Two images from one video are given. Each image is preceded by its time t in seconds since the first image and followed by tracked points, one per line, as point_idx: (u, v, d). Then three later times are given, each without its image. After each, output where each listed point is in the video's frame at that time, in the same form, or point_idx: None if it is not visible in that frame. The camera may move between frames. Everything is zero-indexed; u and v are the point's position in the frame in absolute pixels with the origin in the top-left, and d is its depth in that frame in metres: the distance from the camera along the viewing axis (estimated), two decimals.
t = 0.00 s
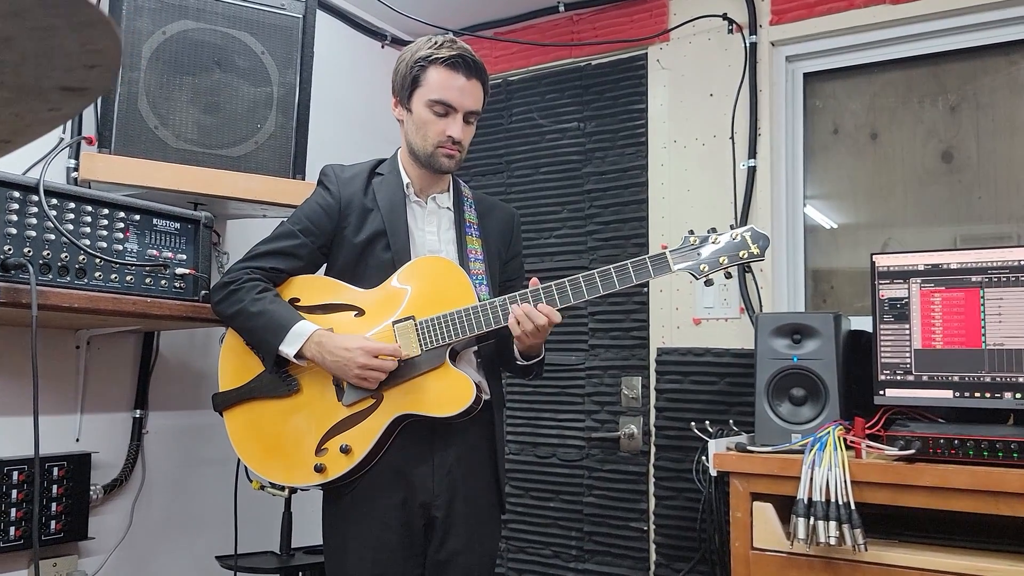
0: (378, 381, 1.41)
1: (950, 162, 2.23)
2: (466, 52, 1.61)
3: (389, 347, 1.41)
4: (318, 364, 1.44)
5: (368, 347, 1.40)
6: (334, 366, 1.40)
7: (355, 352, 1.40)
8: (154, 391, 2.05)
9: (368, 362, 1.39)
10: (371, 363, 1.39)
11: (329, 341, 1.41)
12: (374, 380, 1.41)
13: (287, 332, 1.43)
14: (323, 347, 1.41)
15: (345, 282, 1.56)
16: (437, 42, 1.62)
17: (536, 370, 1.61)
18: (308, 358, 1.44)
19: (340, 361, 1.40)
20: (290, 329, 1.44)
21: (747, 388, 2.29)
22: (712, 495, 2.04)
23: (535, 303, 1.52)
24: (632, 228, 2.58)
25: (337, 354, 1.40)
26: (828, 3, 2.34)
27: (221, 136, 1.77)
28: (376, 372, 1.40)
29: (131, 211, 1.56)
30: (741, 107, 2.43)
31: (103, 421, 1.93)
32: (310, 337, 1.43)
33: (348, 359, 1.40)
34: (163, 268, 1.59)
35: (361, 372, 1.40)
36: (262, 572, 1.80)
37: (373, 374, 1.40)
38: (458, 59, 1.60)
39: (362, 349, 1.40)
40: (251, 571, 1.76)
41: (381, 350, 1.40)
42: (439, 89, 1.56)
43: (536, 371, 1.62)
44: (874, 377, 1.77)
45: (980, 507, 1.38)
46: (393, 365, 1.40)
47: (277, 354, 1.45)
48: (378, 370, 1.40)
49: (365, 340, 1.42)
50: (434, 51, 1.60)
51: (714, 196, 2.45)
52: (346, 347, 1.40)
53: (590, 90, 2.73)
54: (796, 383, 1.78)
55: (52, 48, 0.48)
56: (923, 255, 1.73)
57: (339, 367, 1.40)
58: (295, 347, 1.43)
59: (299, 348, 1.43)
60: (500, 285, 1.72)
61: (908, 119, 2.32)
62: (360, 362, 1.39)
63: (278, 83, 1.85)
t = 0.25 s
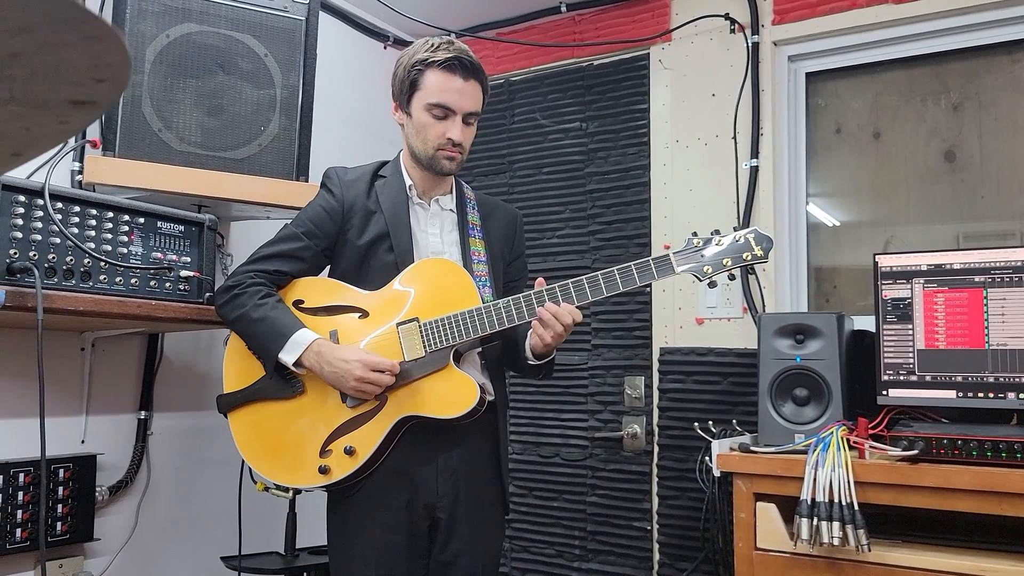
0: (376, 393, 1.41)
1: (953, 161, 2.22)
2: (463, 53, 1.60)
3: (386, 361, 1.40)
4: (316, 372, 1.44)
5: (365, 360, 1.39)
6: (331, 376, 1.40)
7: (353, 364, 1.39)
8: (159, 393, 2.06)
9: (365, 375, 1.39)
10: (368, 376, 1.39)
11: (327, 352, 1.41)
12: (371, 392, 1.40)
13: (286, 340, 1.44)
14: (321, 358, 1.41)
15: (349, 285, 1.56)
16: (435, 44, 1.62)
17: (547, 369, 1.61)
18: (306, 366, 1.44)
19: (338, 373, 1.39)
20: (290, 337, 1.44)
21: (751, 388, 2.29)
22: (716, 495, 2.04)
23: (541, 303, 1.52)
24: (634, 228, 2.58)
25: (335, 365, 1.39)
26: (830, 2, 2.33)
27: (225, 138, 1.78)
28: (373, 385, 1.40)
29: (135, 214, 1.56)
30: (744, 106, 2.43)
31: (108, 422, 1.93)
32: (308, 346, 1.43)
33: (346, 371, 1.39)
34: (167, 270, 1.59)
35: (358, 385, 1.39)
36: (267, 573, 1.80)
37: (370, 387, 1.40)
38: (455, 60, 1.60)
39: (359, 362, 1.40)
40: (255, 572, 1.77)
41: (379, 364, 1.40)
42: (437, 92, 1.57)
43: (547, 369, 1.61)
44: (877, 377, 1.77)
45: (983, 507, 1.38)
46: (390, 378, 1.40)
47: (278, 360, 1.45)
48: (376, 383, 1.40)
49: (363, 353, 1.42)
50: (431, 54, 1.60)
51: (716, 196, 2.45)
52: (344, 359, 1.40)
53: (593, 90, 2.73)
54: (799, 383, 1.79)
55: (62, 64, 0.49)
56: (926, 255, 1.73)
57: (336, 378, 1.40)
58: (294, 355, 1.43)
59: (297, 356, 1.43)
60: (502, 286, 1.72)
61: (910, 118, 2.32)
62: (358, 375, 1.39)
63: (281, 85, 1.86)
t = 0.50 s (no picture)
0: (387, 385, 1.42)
1: (956, 160, 2.22)
2: (463, 54, 1.60)
3: (396, 350, 1.41)
4: (326, 368, 1.44)
5: (375, 351, 1.41)
6: (342, 369, 1.41)
7: (362, 356, 1.40)
8: (164, 394, 2.06)
9: (376, 365, 1.40)
10: (380, 366, 1.40)
11: (337, 344, 1.42)
12: (382, 384, 1.41)
13: (295, 337, 1.44)
14: (331, 351, 1.42)
15: (353, 286, 1.56)
16: (435, 46, 1.62)
17: (548, 370, 1.61)
18: (315, 362, 1.45)
19: (349, 365, 1.40)
20: (298, 333, 1.44)
21: (754, 388, 2.29)
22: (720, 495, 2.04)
23: (547, 303, 1.52)
24: (638, 227, 2.58)
25: (345, 358, 1.40)
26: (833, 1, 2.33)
27: (228, 140, 1.78)
28: (385, 376, 1.41)
29: (140, 216, 1.56)
30: (746, 105, 2.43)
31: (113, 424, 1.94)
32: (317, 341, 1.44)
33: (357, 362, 1.40)
34: (172, 272, 1.60)
35: (370, 375, 1.40)
36: (273, 573, 1.80)
37: (381, 378, 1.40)
38: (456, 62, 1.59)
39: (370, 353, 1.41)
40: (261, 573, 1.77)
41: (389, 354, 1.41)
42: (438, 95, 1.56)
43: (548, 372, 1.62)
44: (881, 377, 1.77)
45: (988, 507, 1.38)
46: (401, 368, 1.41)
47: (286, 358, 1.45)
48: (387, 373, 1.41)
49: (374, 345, 1.43)
50: (431, 56, 1.60)
51: (720, 195, 2.45)
52: (354, 351, 1.41)
53: (595, 90, 2.73)
54: (802, 383, 1.79)
55: (78, 80, 0.49)
56: (930, 255, 1.73)
57: (348, 371, 1.41)
58: (304, 351, 1.44)
59: (307, 352, 1.44)
60: (506, 287, 1.72)
61: (913, 117, 2.31)
62: (370, 365, 1.40)
63: (284, 86, 1.86)
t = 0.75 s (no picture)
0: (390, 376, 1.43)
1: (958, 153, 2.22)
2: (463, 50, 1.60)
3: (398, 342, 1.42)
4: (328, 362, 1.45)
5: (377, 344, 1.41)
6: (345, 363, 1.41)
7: (364, 349, 1.40)
8: (166, 392, 2.06)
9: (378, 358, 1.40)
10: (382, 359, 1.40)
11: (338, 339, 1.42)
12: (386, 376, 1.42)
13: (296, 332, 1.44)
14: (332, 346, 1.42)
15: (355, 282, 1.56)
16: (435, 41, 1.61)
17: (547, 366, 1.61)
18: (317, 357, 1.45)
19: (351, 359, 1.40)
20: (300, 328, 1.44)
21: (757, 382, 2.29)
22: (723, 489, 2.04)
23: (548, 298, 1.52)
24: (639, 223, 2.58)
25: (347, 352, 1.40)
26: None
27: (229, 137, 1.78)
28: (387, 368, 1.41)
29: (142, 213, 1.57)
30: (747, 100, 2.42)
31: (117, 422, 1.94)
32: (318, 336, 1.44)
33: (359, 356, 1.40)
34: (174, 269, 1.60)
35: (373, 369, 1.41)
36: (276, 570, 1.81)
37: (384, 370, 1.41)
38: (455, 58, 1.59)
39: (372, 346, 1.41)
40: (265, 570, 1.77)
41: (391, 346, 1.41)
42: (438, 90, 1.56)
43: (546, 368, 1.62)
44: (884, 370, 1.77)
45: (992, 499, 1.38)
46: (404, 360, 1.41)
47: (288, 353, 1.46)
48: (389, 366, 1.41)
49: (375, 337, 1.43)
50: (431, 51, 1.60)
51: (721, 190, 2.44)
52: (355, 345, 1.41)
53: (596, 85, 2.72)
54: (805, 376, 1.79)
55: (87, 73, 0.49)
56: (932, 248, 1.73)
57: (351, 364, 1.41)
58: (305, 346, 1.44)
59: (308, 346, 1.44)
60: (508, 283, 1.72)
61: (914, 110, 2.31)
62: (372, 359, 1.40)
63: (285, 83, 1.85)
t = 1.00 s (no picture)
0: (389, 377, 1.42)
1: (956, 148, 2.22)
2: (461, 47, 1.59)
3: (397, 343, 1.41)
4: (326, 363, 1.44)
5: (376, 345, 1.40)
6: (343, 364, 1.41)
7: (363, 351, 1.40)
8: (166, 391, 2.06)
9: (377, 359, 1.39)
10: (381, 360, 1.39)
11: (337, 340, 1.42)
12: (385, 377, 1.41)
13: (295, 332, 1.44)
14: (331, 347, 1.42)
15: (354, 279, 1.56)
16: (432, 38, 1.61)
17: (546, 361, 1.60)
18: (316, 358, 1.44)
19: (350, 361, 1.40)
20: (299, 328, 1.44)
21: (756, 378, 2.29)
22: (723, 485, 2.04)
23: (547, 295, 1.52)
24: (638, 219, 2.58)
25: (345, 353, 1.40)
26: None
27: (227, 135, 1.77)
28: (386, 369, 1.41)
29: (140, 212, 1.56)
30: (746, 96, 2.42)
31: (116, 421, 1.94)
32: (317, 337, 1.44)
33: (357, 357, 1.40)
34: (172, 268, 1.59)
35: (371, 370, 1.40)
36: (277, 568, 1.81)
37: (383, 372, 1.40)
38: (453, 55, 1.59)
39: (370, 347, 1.40)
40: (265, 568, 1.77)
41: (390, 347, 1.40)
42: (436, 87, 1.56)
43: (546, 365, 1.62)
44: (884, 365, 1.77)
45: (992, 494, 1.38)
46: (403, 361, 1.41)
47: (287, 354, 1.45)
48: (388, 367, 1.41)
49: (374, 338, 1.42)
50: (429, 48, 1.59)
51: (720, 186, 2.44)
52: (354, 346, 1.41)
53: (594, 82, 2.72)
54: (804, 371, 1.79)
55: (81, 68, 0.49)
56: (931, 243, 1.73)
57: (349, 366, 1.40)
58: (304, 346, 1.44)
59: (307, 347, 1.44)
60: (507, 280, 1.72)
61: (913, 105, 2.31)
62: (370, 360, 1.39)
63: (283, 81, 1.85)
